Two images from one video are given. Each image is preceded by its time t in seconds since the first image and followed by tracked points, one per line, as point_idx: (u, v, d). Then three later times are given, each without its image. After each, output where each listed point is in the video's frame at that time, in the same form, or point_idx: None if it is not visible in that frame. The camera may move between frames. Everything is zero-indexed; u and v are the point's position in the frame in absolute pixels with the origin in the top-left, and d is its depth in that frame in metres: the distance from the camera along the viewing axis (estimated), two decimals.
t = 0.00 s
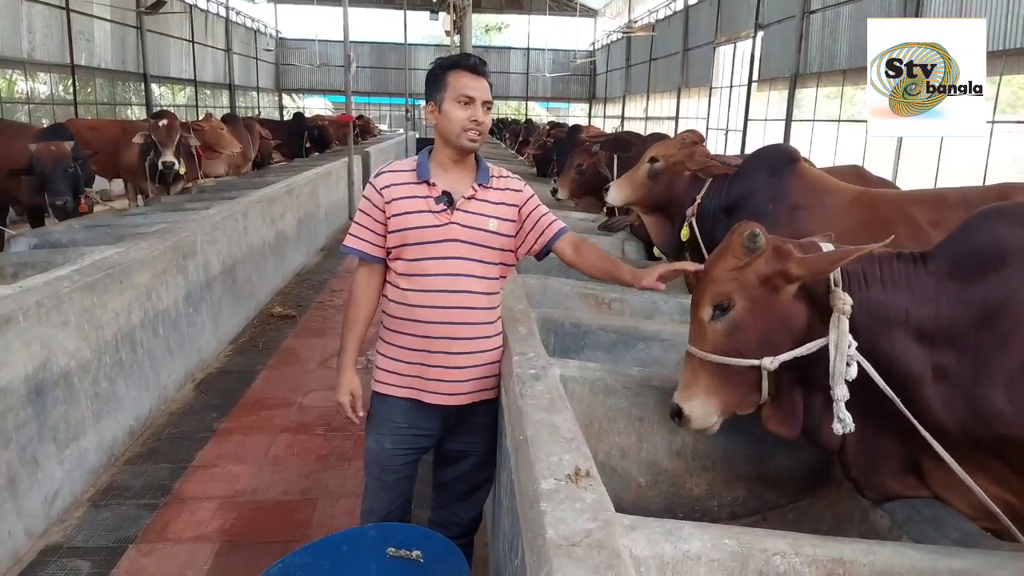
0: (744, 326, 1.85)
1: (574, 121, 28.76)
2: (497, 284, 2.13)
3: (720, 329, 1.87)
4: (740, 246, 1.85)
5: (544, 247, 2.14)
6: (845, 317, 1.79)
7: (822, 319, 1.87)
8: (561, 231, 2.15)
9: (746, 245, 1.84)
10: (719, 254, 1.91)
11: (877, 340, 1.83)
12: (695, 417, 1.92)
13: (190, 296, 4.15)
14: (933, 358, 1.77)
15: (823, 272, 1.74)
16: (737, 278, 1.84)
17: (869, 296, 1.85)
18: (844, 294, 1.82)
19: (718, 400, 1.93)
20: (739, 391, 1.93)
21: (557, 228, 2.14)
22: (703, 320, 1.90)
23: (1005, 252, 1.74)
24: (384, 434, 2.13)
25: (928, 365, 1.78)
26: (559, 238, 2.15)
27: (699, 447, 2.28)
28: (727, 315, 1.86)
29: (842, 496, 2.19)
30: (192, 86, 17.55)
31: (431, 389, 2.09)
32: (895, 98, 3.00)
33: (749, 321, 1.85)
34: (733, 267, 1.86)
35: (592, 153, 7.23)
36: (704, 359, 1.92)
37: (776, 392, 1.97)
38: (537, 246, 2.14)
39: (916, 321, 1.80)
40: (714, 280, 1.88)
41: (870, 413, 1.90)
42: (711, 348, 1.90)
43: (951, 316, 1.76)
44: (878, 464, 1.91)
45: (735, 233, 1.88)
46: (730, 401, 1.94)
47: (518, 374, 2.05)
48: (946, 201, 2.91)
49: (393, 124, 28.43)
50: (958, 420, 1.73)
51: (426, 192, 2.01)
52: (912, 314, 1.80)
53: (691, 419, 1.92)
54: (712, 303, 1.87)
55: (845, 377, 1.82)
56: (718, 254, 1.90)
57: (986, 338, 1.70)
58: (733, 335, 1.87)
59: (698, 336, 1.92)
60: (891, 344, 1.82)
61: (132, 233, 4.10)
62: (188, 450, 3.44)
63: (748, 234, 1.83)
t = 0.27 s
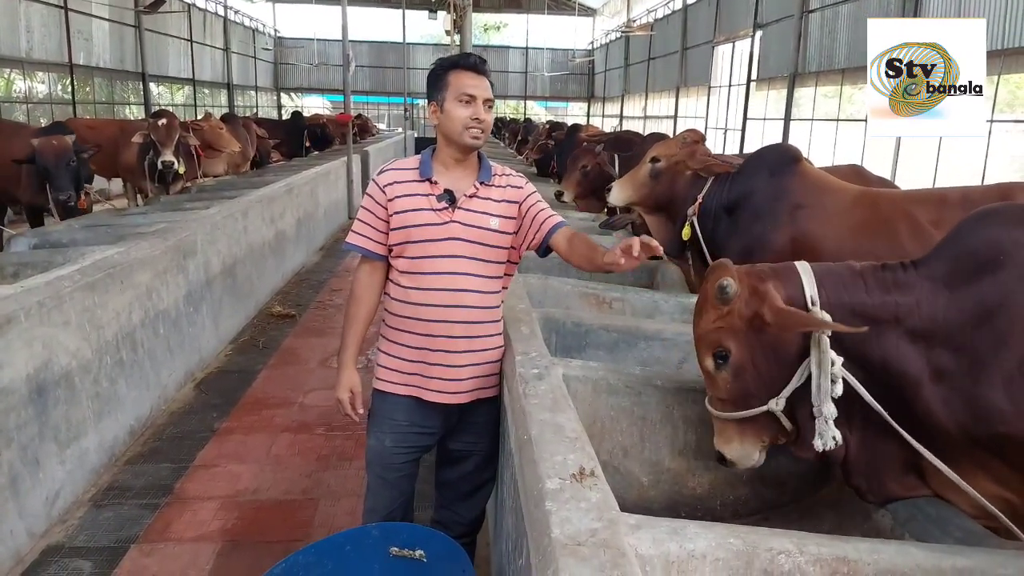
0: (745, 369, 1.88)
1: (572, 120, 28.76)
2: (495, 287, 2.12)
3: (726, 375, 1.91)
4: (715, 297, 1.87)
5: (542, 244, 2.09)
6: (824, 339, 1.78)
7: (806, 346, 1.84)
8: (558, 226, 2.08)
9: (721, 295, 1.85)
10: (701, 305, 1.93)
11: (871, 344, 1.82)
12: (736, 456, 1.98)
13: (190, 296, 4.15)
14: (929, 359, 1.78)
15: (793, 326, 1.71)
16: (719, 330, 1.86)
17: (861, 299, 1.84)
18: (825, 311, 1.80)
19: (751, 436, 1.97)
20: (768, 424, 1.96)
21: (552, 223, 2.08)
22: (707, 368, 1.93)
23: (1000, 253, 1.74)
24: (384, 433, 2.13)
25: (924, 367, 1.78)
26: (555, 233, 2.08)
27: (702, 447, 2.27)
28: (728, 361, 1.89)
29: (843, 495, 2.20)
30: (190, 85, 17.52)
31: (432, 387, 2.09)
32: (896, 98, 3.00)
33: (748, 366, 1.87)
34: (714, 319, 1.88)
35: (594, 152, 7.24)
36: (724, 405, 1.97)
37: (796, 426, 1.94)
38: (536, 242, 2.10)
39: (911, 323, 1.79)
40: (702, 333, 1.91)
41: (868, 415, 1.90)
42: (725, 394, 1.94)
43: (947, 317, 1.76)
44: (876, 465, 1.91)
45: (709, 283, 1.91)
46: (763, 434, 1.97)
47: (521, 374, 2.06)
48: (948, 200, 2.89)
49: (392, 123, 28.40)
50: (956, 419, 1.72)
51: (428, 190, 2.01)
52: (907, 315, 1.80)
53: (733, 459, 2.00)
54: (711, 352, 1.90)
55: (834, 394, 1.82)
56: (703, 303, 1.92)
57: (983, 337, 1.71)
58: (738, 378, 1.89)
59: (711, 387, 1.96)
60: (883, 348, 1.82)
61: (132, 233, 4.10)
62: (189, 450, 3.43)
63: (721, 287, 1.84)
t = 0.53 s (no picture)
0: (742, 355, 1.90)
1: (571, 119, 28.76)
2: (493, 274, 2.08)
3: (723, 359, 1.93)
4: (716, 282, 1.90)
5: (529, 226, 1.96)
6: (830, 330, 1.78)
7: (809, 339, 1.84)
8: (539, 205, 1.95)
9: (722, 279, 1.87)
10: (703, 289, 1.95)
11: (870, 344, 1.83)
12: (727, 441, 2.01)
13: (189, 296, 4.14)
14: (928, 360, 1.78)
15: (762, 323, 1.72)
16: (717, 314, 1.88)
17: (860, 299, 1.83)
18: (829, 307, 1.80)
19: (744, 422, 1.99)
20: (761, 411, 1.98)
21: (533, 202, 1.95)
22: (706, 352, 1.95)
23: (999, 255, 1.74)
24: (382, 437, 2.13)
25: (922, 368, 1.78)
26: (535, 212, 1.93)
27: (701, 449, 2.27)
28: (726, 346, 1.91)
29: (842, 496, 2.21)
30: (188, 84, 17.51)
31: (420, 391, 2.09)
32: (895, 98, 3.00)
33: (745, 350, 1.89)
34: (714, 304, 1.91)
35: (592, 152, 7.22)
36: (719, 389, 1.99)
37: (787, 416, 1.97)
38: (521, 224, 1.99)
39: (911, 324, 1.80)
40: (702, 316, 1.93)
41: (869, 417, 1.91)
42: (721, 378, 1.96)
43: (946, 318, 1.76)
44: (873, 468, 1.92)
45: (710, 270, 1.93)
46: (755, 421, 1.99)
47: (520, 376, 2.07)
48: (948, 202, 2.90)
49: (390, 123, 28.39)
50: (954, 422, 1.73)
51: (413, 193, 2.00)
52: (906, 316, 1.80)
53: (726, 443, 2.02)
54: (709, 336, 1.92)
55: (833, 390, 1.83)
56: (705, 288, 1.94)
57: (981, 339, 1.71)
58: (735, 363, 1.92)
59: (708, 371, 1.98)
60: (880, 349, 1.82)
61: (130, 234, 4.09)
62: (188, 451, 3.43)
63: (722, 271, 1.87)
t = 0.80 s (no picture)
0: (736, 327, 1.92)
1: (568, 119, 28.74)
2: (475, 275, 2.04)
3: (718, 329, 1.95)
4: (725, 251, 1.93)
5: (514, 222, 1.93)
6: (840, 320, 1.77)
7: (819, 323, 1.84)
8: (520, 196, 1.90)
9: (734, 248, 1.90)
10: (714, 255, 1.98)
11: (874, 339, 1.81)
12: (708, 412, 2.04)
13: (185, 296, 4.13)
14: (929, 359, 1.77)
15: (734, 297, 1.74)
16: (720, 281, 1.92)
17: (865, 292, 1.83)
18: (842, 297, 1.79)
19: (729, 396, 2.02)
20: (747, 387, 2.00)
21: (515, 194, 1.91)
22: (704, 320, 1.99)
23: (1000, 252, 1.73)
24: (366, 442, 2.11)
25: (924, 365, 1.77)
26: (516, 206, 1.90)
27: (698, 448, 2.26)
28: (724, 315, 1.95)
29: (841, 496, 2.19)
30: (185, 84, 17.48)
31: (405, 397, 2.05)
32: (895, 99, 3.00)
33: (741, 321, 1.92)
34: (719, 271, 1.94)
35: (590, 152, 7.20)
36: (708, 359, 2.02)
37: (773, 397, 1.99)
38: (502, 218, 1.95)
39: (913, 322, 1.79)
40: (706, 282, 1.97)
41: (873, 416, 1.89)
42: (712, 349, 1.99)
43: (948, 315, 1.75)
44: (875, 468, 1.91)
45: (723, 238, 1.95)
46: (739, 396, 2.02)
47: (517, 377, 2.07)
48: (945, 200, 2.89)
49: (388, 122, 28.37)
50: (956, 422, 1.72)
51: (385, 198, 1.97)
52: (909, 313, 1.79)
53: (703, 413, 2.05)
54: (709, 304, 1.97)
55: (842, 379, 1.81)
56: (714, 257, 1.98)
57: (982, 338, 1.70)
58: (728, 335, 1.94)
59: (702, 339, 2.01)
60: (884, 343, 1.80)
61: (126, 233, 4.08)
62: (183, 451, 3.42)
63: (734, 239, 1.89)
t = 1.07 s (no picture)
0: (731, 305, 1.89)
1: (563, 118, 28.73)
2: (463, 282, 2.00)
3: (709, 308, 1.92)
4: (728, 229, 1.89)
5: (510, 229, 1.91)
6: (835, 310, 1.77)
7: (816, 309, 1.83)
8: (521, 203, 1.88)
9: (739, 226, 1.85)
10: (716, 233, 1.94)
11: (866, 329, 1.80)
12: (690, 387, 2.00)
13: (173, 295, 4.09)
14: (919, 352, 1.75)
15: (757, 274, 1.76)
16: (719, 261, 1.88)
17: (862, 280, 1.81)
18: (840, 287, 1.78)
19: (712, 374, 1.99)
20: (732, 370, 1.97)
21: (515, 201, 1.88)
22: (695, 300, 1.95)
23: (991, 246, 1.71)
24: (352, 445, 2.07)
25: (914, 359, 1.75)
26: (514, 214, 1.87)
27: (687, 445, 2.23)
28: (717, 295, 1.91)
29: (830, 492, 2.18)
30: (177, 83, 17.43)
31: (391, 403, 2.01)
32: (895, 98, 2.97)
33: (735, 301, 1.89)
34: (719, 249, 1.90)
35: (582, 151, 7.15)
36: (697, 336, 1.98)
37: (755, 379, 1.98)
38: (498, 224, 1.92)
39: (905, 314, 1.77)
40: (703, 258, 1.93)
41: (863, 409, 1.88)
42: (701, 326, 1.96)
43: (939, 308, 1.74)
44: (862, 460, 1.89)
45: (726, 215, 1.91)
46: (723, 378, 1.99)
47: (504, 373, 2.07)
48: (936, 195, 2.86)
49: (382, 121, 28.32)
50: (944, 416, 1.71)
51: (374, 200, 1.91)
52: (900, 306, 1.78)
53: (683, 387, 2.02)
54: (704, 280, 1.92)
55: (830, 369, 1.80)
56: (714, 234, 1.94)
57: (971, 333, 1.68)
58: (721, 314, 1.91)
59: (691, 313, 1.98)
60: (877, 335, 1.79)
61: (113, 232, 4.04)
62: (171, 452, 3.38)
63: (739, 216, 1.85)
